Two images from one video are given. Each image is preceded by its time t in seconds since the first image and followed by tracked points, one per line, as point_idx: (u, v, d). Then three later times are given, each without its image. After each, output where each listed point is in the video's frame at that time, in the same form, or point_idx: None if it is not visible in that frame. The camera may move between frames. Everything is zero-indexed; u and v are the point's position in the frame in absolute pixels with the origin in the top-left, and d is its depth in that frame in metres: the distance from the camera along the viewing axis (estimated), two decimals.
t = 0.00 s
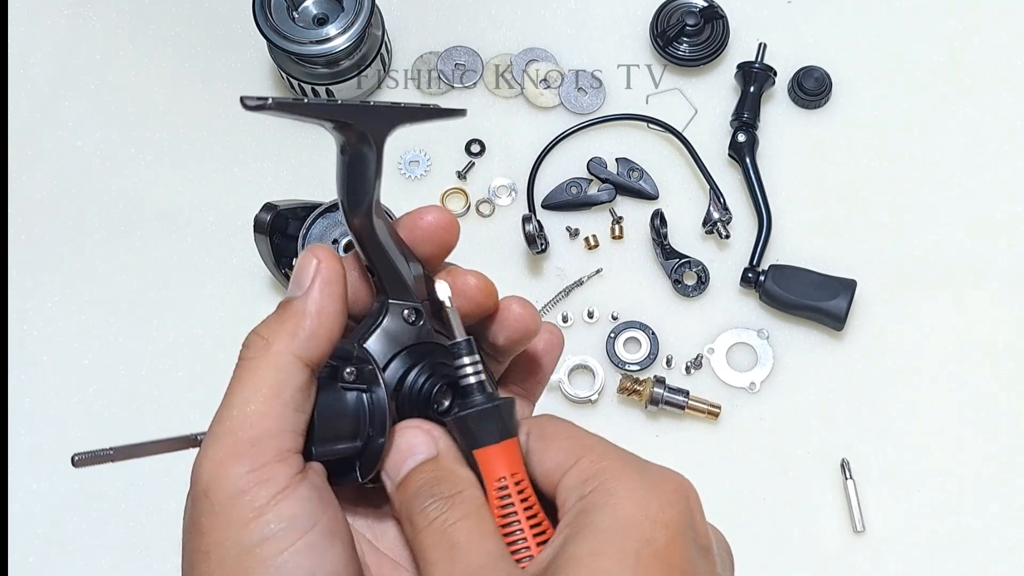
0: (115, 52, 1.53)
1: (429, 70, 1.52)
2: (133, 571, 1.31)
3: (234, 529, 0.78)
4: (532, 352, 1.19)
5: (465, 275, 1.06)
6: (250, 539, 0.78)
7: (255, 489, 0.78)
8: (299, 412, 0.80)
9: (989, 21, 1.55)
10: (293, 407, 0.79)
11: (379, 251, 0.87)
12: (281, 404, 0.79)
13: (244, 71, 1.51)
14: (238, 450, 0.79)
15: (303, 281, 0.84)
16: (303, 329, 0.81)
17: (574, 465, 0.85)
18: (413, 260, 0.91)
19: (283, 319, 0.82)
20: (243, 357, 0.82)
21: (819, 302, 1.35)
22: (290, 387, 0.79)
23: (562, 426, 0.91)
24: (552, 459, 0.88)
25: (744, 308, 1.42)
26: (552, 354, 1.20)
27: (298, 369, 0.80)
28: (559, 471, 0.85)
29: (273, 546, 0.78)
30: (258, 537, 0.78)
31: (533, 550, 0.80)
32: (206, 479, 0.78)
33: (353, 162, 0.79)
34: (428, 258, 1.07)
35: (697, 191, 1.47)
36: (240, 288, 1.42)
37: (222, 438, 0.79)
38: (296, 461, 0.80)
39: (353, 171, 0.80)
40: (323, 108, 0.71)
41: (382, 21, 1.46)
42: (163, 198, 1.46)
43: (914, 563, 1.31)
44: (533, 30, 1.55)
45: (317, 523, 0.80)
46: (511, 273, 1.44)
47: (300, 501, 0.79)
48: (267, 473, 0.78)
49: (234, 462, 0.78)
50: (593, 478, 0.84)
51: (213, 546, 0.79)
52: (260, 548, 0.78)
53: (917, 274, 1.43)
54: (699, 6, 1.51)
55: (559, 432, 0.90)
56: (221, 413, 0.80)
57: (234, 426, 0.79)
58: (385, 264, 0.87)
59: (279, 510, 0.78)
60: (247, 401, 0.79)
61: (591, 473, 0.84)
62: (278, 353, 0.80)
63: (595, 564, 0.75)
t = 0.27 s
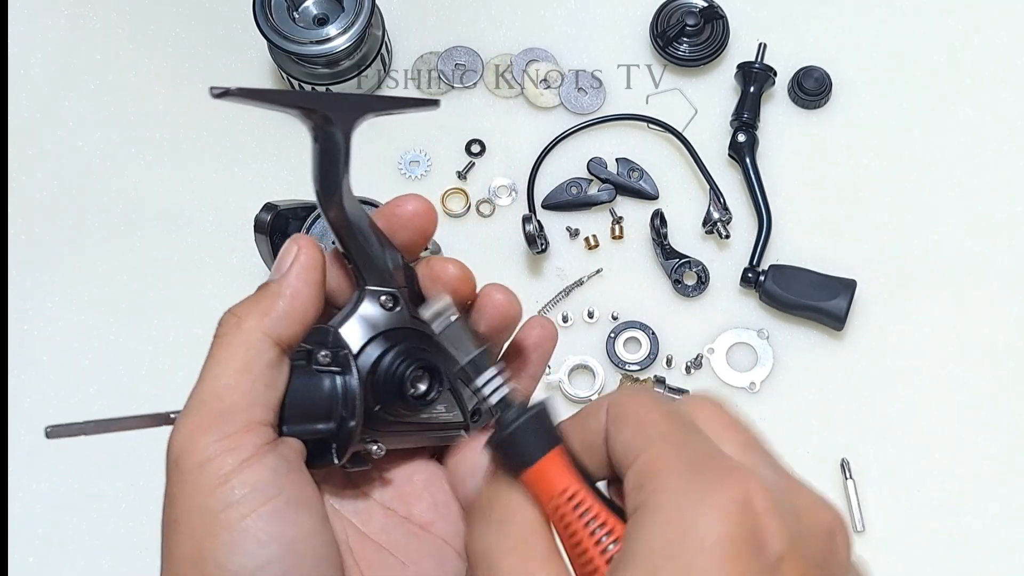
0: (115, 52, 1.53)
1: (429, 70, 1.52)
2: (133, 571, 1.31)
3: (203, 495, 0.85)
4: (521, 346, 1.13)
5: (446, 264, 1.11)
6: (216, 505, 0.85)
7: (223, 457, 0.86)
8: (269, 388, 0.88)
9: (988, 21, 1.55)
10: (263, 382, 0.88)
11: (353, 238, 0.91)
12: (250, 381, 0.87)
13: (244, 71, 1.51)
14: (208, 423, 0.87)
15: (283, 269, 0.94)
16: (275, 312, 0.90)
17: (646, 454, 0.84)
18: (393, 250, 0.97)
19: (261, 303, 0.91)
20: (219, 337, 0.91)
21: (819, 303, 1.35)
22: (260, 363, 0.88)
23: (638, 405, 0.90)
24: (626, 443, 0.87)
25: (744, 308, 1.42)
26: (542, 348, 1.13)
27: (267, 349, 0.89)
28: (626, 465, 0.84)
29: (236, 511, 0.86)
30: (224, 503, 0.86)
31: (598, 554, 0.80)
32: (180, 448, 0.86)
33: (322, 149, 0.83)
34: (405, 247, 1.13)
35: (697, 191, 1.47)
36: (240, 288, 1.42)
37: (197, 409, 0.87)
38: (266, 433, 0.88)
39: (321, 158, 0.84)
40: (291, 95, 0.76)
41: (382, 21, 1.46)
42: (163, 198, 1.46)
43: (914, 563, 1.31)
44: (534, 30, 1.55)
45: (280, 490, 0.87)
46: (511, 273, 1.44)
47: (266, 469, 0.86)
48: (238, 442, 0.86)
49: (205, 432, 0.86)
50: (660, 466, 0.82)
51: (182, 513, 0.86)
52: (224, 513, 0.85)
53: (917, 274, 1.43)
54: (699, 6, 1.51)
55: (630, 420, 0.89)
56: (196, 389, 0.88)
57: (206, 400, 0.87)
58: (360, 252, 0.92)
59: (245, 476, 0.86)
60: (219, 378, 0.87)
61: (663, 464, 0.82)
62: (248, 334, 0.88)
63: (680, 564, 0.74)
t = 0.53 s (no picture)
0: (116, 52, 1.53)
1: (429, 70, 1.52)
2: (133, 571, 1.31)
3: (199, 496, 0.86)
4: (487, 368, 1.12)
5: (424, 279, 1.01)
6: (213, 505, 0.86)
7: (218, 458, 0.87)
8: (257, 395, 0.90)
9: (988, 21, 1.56)
10: (252, 387, 0.90)
11: (334, 255, 0.89)
12: (239, 386, 0.89)
13: (244, 71, 1.51)
14: (200, 427, 0.88)
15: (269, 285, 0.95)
16: (259, 323, 0.91)
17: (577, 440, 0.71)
18: (374, 263, 0.94)
19: (245, 316, 0.93)
20: (202, 348, 0.92)
21: (819, 303, 1.35)
22: (247, 370, 0.90)
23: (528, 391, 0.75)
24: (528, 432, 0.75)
25: (744, 308, 1.42)
26: (512, 370, 1.13)
27: (253, 358, 0.91)
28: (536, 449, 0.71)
29: (233, 511, 0.86)
30: (220, 503, 0.86)
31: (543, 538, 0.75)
32: (173, 454, 0.87)
33: (305, 167, 0.80)
34: (387, 264, 1.07)
35: (697, 191, 1.47)
36: (240, 288, 1.42)
37: (188, 414, 0.88)
38: (257, 436, 0.89)
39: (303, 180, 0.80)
40: (275, 119, 0.72)
41: (382, 21, 1.46)
42: (163, 198, 1.46)
43: (915, 563, 1.31)
44: (533, 30, 1.55)
45: (274, 488, 0.88)
46: (511, 273, 1.44)
47: (259, 469, 0.87)
48: (230, 444, 0.87)
49: (198, 436, 0.87)
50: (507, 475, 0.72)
51: (176, 516, 0.86)
52: (220, 512, 0.86)
53: (917, 274, 1.43)
54: (699, 6, 1.51)
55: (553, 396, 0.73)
56: (186, 397, 0.90)
57: (195, 405, 0.89)
58: (341, 271, 0.90)
59: (241, 475, 0.87)
60: (208, 385, 0.89)
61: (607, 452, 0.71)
62: (234, 343, 0.90)
63: (661, 562, 0.65)
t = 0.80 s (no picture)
0: (116, 52, 1.53)
1: (429, 70, 1.52)
2: (132, 571, 1.31)
3: (186, 490, 0.86)
4: (469, 366, 1.12)
5: (403, 278, 1.01)
6: (201, 498, 0.86)
7: (205, 452, 0.86)
8: (241, 390, 0.90)
9: (988, 22, 1.56)
10: (236, 383, 0.90)
11: (314, 254, 0.89)
12: (223, 382, 0.89)
13: (244, 71, 1.51)
14: (186, 422, 0.88)
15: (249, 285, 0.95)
16: (240, 321, 0.92)
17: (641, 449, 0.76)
18: (353, 262, 0.95)
19: (226, 316, 0.94)
20: (184, 347, 0.93)
21: (819, 303, 1.35)
22: (230, 367, 0.90)
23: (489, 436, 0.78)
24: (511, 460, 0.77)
25: (744, 308, 1.42)
26: (494, 368, 1.14)
27: (236, 355, 0.91)
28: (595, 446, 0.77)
29: (220, 504, 0.86)
30: (208, 496, 0.86)
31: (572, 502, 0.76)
32: (158, 449, 0.87)
33: (280, 168, 0.80)
34: (365, 263, 1.07)
35: (697, 191, 1.47)
36: (240, 288, 1.42)
37: (172, 409, 0.89)
38: (243, 430, 0.89)
39: (278, 181, 0.81)
40: (246, 117, 0.73)
41: (382, 21, 1.46)
42: (163, 198, 1.46)
43: (915, 563, 1.31)
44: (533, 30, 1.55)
45: (263, 480, 0.88)
46: (511, 273, 1.44)
47: (245, 461, 0.87)
48: (217, 438, 0.87)
49: (184, 430, 0.87)
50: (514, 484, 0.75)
51: (164, 510, 0.86)
52: (208, 505, 0.86)
53: (917, 274, 1.43)
54: (699, 6, 1.51)
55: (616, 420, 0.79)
56: (170, 394, 0.90)
57: (180, 401, 0.89)
58: (321, 269, 0.91)
59: (229, 468, 0.87)
60: (192, 381, 0.90)
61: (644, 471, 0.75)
62: (217, 340, 0.91)
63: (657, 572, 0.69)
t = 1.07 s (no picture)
0: (116, 53, 1.53)
1: (429, 70, 1.52)
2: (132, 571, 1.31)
3: (181, 488, 0.86)
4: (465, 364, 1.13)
5: (396, 277, 1.00)
6: (195, 496, 0.86)
7: (198, 449, 0.86)
8: (235, 389, 0.91)
9: (988, 22, 1.56)
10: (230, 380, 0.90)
11: (306, 253, 0.90)
12: (217, 380, 0.90)
13: (244, 71, 1.51)
14: (179, 420, 0.88)
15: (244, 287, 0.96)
16: (234, 320, 0.93)
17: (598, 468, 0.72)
18: (347, 261, 0.95)
19: (220, 315, 0.94)
20: (178, 347, 0.93)
21: (819, 303, 1.35)
22: (223, 365, 0.91)
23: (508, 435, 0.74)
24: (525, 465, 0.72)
25: (744, 308, 1.42)
26: (489, 366, 1.13)
27: (229, 353, 0.92)
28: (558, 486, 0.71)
29: (214, 501, 0.86)
30: (202, 493, 0.86)
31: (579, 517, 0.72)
32: (152, 448, 0.87)
33: (273, 167, 0.80)
34: (358, 262, 1.07)
35: (697, 191, 1.47)
36: (240, 288, 1.42)
37: (166, 407, 0.89)
38: (237, 428, 0.89)
39: (271, 180, 0.81)
40: (242, 117, 0.74)
41: (382, 21, 1.46)
42: (163, 198, 1.46)
43: (915, 563, 1.31)
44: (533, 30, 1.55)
45: (257, 477, 0.88)
46: (511, 272, 1.44)
47: (239, 459, 0.87)
48: (211, 436, 0.87)
49: (177, 428, 0.87)
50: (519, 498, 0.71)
51: (158, 508, 0.86)
52: (202, 503, 0.86)
53: (917, 274, 1.43)
54: (699, 6, 1.51)
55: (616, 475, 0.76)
56: (163, 393, 0.90)
57: (173, 399, 0.89)
58: (314, 269, 0.91)
59: (223, 465, 0.87)
60: (186, 379, 0.90)
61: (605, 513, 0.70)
62: (211, 338, 0.92)
63: None
